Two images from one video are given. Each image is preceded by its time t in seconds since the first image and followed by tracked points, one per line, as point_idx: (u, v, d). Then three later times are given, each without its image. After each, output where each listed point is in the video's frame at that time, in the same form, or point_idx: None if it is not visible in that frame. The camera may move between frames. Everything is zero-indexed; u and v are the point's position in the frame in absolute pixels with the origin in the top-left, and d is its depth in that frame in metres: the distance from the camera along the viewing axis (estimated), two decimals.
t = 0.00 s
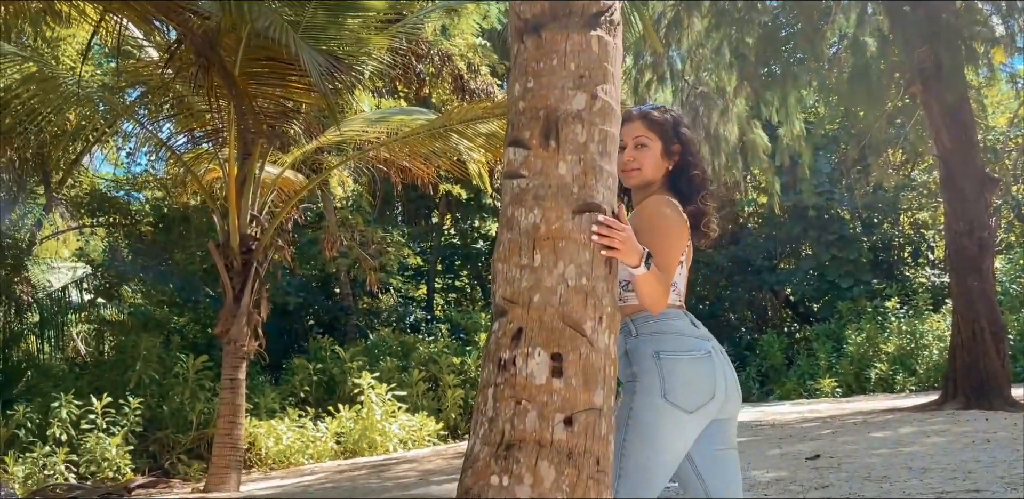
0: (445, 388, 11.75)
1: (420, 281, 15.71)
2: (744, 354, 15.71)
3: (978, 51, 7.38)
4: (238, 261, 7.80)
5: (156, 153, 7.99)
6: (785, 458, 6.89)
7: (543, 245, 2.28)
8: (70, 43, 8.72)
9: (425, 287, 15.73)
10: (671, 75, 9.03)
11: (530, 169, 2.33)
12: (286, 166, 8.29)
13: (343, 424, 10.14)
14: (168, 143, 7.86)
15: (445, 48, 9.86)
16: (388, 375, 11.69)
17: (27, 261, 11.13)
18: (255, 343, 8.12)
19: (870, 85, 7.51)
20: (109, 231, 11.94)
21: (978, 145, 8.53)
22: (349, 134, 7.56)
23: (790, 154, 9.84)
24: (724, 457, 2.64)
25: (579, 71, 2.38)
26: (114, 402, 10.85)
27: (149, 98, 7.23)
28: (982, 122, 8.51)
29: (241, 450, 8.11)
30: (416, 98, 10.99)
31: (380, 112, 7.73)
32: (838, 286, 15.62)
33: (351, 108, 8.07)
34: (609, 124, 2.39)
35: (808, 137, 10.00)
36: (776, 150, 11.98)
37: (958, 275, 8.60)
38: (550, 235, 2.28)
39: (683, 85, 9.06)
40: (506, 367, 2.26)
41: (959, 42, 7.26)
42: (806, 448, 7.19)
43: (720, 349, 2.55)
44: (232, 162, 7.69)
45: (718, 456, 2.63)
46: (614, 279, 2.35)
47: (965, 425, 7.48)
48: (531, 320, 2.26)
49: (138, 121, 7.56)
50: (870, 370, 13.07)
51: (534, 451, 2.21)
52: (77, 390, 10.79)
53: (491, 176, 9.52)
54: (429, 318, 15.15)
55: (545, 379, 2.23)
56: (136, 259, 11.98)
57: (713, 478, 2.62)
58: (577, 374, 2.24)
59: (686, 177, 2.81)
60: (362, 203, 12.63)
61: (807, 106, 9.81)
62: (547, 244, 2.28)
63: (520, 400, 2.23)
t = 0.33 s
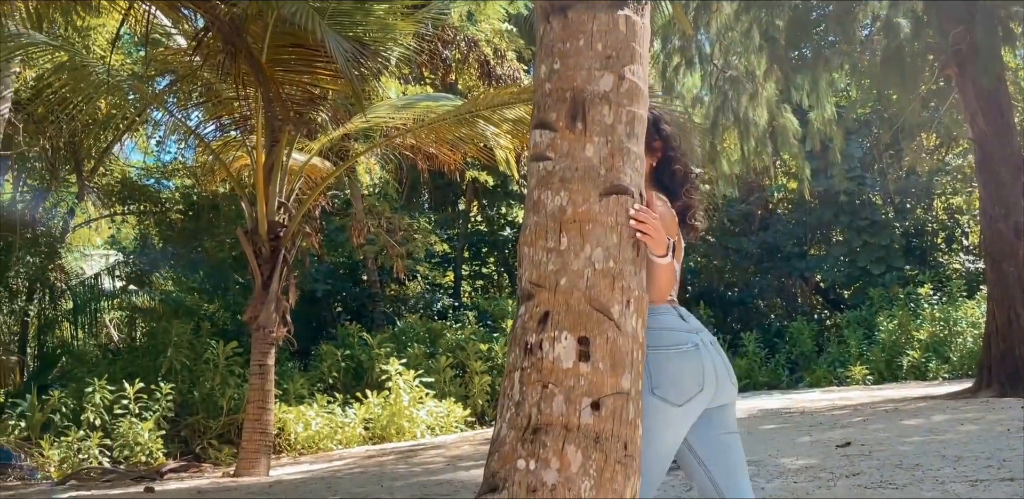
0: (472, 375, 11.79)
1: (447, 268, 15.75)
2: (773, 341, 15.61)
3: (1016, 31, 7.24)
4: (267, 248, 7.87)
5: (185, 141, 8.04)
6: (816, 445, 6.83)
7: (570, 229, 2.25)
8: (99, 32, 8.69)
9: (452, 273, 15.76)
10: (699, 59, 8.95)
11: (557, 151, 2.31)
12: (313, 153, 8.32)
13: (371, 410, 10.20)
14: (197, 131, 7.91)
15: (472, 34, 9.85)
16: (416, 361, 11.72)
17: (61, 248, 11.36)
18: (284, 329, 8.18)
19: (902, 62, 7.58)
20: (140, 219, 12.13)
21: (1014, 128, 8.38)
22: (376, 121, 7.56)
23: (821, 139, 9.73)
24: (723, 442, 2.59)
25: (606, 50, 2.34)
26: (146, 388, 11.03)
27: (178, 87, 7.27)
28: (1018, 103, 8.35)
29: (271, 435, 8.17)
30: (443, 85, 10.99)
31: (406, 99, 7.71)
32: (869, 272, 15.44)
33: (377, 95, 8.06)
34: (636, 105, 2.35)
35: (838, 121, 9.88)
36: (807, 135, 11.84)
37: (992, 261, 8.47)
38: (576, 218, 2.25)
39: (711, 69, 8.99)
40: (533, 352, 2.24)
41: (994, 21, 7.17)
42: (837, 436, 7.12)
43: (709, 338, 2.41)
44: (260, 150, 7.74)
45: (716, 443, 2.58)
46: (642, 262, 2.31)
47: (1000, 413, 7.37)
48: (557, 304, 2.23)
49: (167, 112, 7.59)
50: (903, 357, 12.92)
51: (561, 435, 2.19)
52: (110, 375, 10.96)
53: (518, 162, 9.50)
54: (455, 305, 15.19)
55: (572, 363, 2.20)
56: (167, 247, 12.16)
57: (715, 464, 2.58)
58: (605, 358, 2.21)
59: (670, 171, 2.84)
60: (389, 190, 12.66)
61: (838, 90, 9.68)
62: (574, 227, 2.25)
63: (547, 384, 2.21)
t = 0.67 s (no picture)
0: (496, 361, 11.83)
1: (471, 254, 15.77)
2: (799, 328, 15.52)
3: None
4: (294, 234, 7.93)
5: (212, 128, 8.05)
6: (844, 433, 6.77)
7: (598, 212, 2.15)
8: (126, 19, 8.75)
9: (476, 260, 15.78)
10: (726, 42, 8.86)
11: (585, 133, 2.21)
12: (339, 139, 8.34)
13: (396, 396, 10.24)
14: (223, 118, 7.91)
15: (496, 19, 9.81)
16: (440, 347, 11.75)
17: (91, 234, 11.58)
18: (311, 315, 8.21)
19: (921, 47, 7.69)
20: (169, 206, 12.31)
21: None
22: (404, 107, 7.55)
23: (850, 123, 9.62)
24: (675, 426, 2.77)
25: (636, 30, 2.25)
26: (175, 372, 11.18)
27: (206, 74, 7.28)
28: None
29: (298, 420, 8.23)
30: (467, 71, 10.97)
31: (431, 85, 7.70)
32: (899, 259, 15.27)
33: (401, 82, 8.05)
34: (667, 87, 2.26)
35: (866, 105, 9.76)
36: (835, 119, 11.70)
37: None
38: (605, 200, 2.15)
39: (740, 52, 8.84)
40: (561, 336, 2.12)
41: None
42: (866, 424, 7.06)
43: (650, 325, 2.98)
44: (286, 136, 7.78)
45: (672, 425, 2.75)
46: (671, 246, 2.21)
47: None
48: (586, 287, 2.11)
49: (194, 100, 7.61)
50: (932, 345, 12.77)
51: (589, 420, 2.05)
52: (140, 360, 11.10)
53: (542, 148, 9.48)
54: (479, 291, 15.22)
55: (601, 347, 2.07)
56: (195, 233, 12.30)
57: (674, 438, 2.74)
58: (634, 343, 2.09)
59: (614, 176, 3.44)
60: (414, 176, 12.67)
61: (868, 74, 9.55)
62: (603, 210, 2.14)
63: (574, 369, 2.08)
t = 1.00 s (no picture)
0: (523, 344, 11.84)
1: (498, 238, 15.78)
2: (830, 313, 15.40)
3: None
4: (321, 217, 7.95)
5: (241, 113, 8.08)
6: (875, 418, 6.69)
7: (624, 191, 1.82)
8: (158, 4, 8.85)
9: (503, 244, 15.78)
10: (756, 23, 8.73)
11: (611, 109, 1.88)
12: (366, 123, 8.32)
13: (424, 378, 10.30)
14: (252, 102, 7.97)
15: (523, 2, 9.76)
16: (467, 330, 11.81)
17: (125, 218, 11.77)
18: (340, 297, 8.24)
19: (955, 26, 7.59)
20: (201, 189, 12.47)
21: None
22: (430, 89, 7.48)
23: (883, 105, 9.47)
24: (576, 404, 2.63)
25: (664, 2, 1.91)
26: (207, 353, 11.33)
27: (234, 60, 7.32)
28: None
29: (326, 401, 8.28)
30: (494, 53, 10.92)
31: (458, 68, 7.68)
32: (932, 243, 15.08)
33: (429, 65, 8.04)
34: (698, 61, 1.92)
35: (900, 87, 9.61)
36: (868, 101, 11.54)
37: None
38: (632, 179, 1.83)
39: (770, 33, 8.74)
40: (584, 316, 1.79)
41: None
42: (897, 409, 6.97)
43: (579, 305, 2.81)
44: (314, 120, 7.81)
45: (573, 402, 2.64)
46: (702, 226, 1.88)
47: None
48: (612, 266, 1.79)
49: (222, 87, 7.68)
50: (965, 330, 12.59)
51: (614, 403, 1.74)
52: (172, 341, 11.26)
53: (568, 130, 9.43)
54: (506, 275, 15.23)
55: (626, 328, 1.75)
56: (226, 218, 12.41)
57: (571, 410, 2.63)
58: (661, 324, 1.75)
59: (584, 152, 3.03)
60: (441, 159, 12.66)
61: (902, 54, 9.40)
62: (629, 189, 1.82)
63: (599, 351, 1.77)
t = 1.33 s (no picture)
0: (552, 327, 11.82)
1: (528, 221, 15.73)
2: (863, 297, 15.20)
3: None
4: (349, 200, 7.95)
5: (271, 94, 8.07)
6: (909, 404, 6.57)
7: (647, 168, 1.75)
8: None
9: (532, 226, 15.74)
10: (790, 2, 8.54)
11: (635, 84, 1.80)
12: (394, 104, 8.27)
13: (452, 360, 10.30)
14: (281, 83, 7.92)
15: None
16: (495, 313, 11.81)
17: (158, 201, 11.85)
18: (366, 280, 8.24)
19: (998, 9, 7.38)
20: (232, 172, 12.51)
21: None
22: (456, 71, 7.44)
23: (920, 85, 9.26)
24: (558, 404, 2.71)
25: None
26: (238, 334, 11.46)
27: (263, 41, 7.26)
28: None
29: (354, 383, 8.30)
30: (523, 34, 10.83)
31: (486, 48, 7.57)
32: (969, 226, 14.80)
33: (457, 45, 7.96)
34: (726, 32, 1.83)
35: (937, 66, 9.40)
36: (905, 82, 11.31)
37: None
38: (655, 156, 1.75)
39: (805, 11, 8.50)
40: (604, 299, 1.72)
41: None
42: (932, 396, 6.84)
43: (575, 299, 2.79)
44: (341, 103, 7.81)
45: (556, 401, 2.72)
46: (728, 207, 1.80)
47: None
48: (634, 248, 1.72)
49: (252, 67, 7.63)
50: (1003, 315, 12.36)
51: (634, 389, 1.65)
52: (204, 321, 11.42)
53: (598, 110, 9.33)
54: (536, 258, 15.19)
55: (648, 311, 1.67)
56: (257, 200, 12.53)
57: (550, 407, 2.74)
58: (684, 307, 1.68)
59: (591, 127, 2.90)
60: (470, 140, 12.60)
61: (941, 32, 9.22)
62: (652, 166, 1.74)
63: (619, 335, 1.69)
